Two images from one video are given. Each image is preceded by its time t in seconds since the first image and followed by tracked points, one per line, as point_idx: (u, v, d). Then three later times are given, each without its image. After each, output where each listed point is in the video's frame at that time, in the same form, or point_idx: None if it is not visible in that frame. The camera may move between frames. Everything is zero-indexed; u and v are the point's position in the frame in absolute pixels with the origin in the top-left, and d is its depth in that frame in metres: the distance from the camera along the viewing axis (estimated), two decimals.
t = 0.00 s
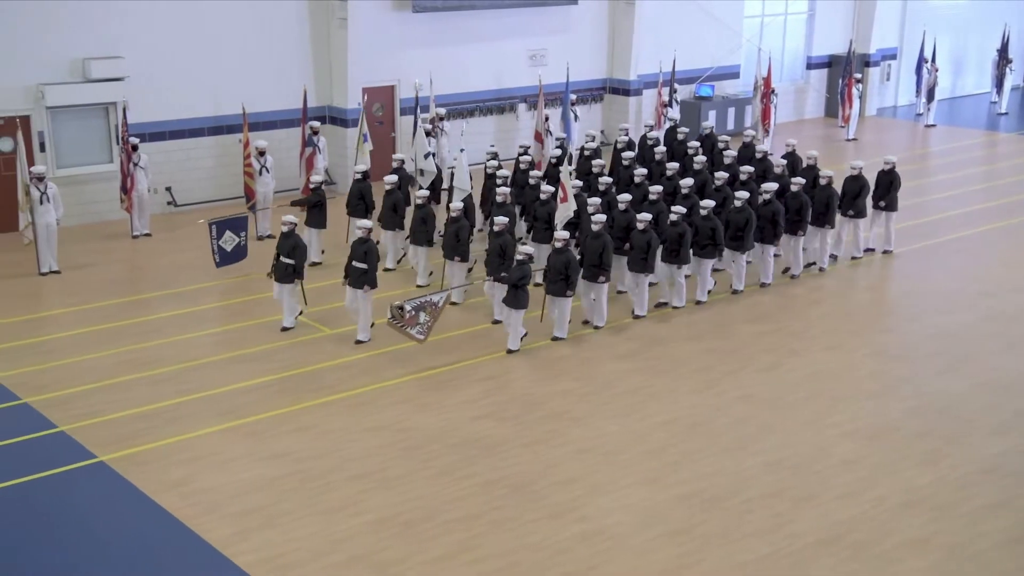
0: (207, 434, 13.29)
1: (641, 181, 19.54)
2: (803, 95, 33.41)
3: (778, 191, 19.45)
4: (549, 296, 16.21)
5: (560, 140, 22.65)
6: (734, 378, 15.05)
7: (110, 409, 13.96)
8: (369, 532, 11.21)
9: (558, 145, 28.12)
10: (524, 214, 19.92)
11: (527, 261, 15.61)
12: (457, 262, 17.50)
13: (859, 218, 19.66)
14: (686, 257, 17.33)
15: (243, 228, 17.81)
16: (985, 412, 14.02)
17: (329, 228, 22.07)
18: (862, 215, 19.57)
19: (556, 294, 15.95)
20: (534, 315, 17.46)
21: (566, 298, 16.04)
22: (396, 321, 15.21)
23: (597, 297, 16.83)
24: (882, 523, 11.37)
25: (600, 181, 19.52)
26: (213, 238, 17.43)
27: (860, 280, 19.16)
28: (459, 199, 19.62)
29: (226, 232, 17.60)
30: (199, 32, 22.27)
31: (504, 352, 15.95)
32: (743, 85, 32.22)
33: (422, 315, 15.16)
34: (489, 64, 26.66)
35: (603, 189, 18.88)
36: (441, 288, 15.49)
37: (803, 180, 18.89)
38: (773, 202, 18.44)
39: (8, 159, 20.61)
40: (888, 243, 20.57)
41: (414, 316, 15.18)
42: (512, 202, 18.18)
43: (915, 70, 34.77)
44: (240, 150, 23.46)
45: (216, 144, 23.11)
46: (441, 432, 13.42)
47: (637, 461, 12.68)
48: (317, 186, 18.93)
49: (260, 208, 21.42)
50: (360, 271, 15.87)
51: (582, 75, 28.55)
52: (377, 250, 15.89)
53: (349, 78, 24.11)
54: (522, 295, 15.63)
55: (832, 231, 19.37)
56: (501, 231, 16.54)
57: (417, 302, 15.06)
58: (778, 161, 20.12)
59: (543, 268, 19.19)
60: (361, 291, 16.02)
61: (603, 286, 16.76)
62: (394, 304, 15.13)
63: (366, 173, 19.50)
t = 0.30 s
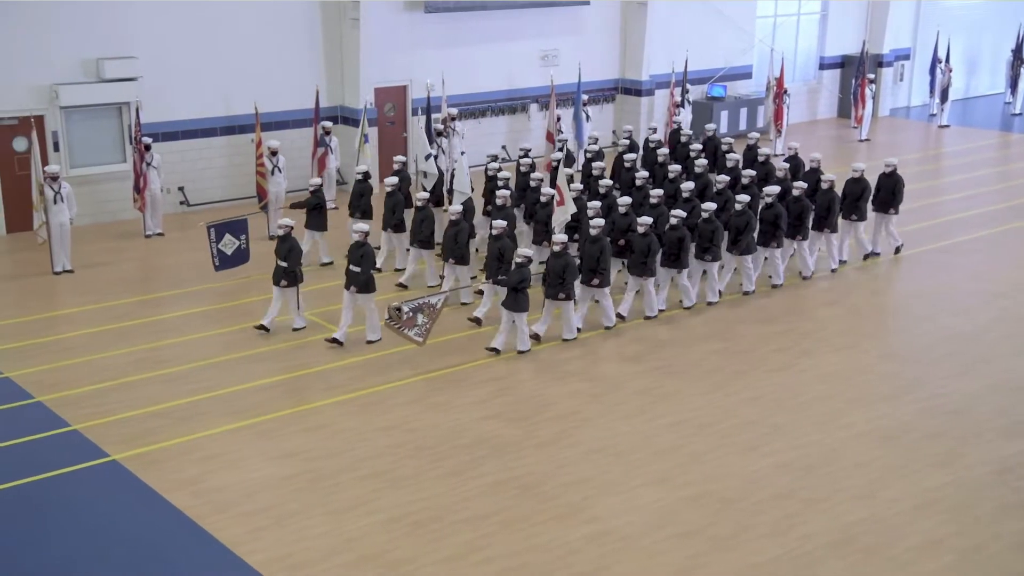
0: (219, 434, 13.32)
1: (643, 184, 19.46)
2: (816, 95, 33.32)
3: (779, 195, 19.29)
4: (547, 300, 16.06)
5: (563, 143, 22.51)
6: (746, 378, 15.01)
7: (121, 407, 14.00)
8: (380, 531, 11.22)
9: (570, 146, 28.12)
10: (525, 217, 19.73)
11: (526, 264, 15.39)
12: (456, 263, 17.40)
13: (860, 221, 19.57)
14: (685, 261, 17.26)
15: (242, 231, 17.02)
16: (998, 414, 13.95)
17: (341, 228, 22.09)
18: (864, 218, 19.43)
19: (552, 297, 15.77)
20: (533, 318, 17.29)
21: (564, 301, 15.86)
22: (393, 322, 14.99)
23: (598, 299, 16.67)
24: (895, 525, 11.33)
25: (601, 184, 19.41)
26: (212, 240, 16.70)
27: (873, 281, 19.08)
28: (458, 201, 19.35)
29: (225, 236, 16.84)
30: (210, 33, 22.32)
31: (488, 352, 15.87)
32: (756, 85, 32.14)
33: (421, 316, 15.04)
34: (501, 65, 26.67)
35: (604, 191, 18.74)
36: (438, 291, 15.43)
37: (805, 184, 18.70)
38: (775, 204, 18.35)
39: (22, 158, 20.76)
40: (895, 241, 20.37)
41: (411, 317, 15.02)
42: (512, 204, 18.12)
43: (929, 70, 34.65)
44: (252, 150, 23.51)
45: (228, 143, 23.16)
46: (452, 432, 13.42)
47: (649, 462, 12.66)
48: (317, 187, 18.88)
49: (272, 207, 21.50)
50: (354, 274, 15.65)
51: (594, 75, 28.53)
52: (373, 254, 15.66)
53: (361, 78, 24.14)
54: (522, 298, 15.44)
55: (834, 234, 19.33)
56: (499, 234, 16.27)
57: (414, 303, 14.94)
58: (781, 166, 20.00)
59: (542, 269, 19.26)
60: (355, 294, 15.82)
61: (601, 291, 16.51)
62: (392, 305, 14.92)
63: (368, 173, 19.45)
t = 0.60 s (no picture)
0: (231, 433, 13.36)
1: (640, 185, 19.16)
2: (828, 96, 33.21)
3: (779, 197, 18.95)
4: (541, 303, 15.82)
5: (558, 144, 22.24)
6: (758, 380, 14.96)
7: (134, 406, 14.04)
8: (391, 531, 11.23)
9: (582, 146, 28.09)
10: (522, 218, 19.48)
11: (521, 267, 15.27)
12: (453, 267, 17.20)
13: (865, 222, 19.27)
14: (686, 262, 16.99)
15: (236, 232, 17.05)
16: (1012, 416, 13.88)
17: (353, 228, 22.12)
18: (869, 220, 19.15)
19: (548, 300, 15.60)
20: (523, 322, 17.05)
21: (558, 305, 15.71)
22: (386, 323, 15.02)
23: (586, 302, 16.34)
24: (908, 526, 11.28)
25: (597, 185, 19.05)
26: (209, 243, 16.62)
27: (886, 282, 19.02)
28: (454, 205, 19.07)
29: (220, 237, 16.80)
30: (222, 35, 22.38)
31: (492, 356, 15.74)
32: (768, 85, 32.05)
33: (412, 318, 15.09)
34: (513, 66, 26.67)
35: (600, 193, 18.48)
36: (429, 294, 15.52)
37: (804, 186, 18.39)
38: (775, 206, 17.93)
39: (36, 159, 20.94)
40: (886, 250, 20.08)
41: (404, 319, 15.07)
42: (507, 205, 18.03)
43: (942, 70, 34.50)
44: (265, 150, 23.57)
45: (240, 143, 23.21)
46: (464, 432, 13.43)
47: (661, 462, 12.65)
48: (311, 189, 18.81)
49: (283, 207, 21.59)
50: (346, 277, 15.53)
51: (605, 75, 28.50)
52: (365, 257, 15.59)
53: (373, 78, 24.18)
54: (516, 301, 15.22)
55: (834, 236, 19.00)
56: (495, 236, 16.00)
57: (407, 304, 15.00)
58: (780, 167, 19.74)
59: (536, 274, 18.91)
60: (348, 297, 15.69)
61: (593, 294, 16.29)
62: (385, 306, 14.96)
63: (366, 176, 19.30)
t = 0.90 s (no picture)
0: (249, 432, 13.40)
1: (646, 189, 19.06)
2: (847, 97, 33.05)
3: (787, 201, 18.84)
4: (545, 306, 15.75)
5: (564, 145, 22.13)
6: (776, 382, 14.89)
7: (153, 405, 14.11)
8: (409, 531, 11.23)
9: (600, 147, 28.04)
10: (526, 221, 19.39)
11: (522, 271, 15.24)
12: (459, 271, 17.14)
13: (874, 227, 19.02)
14: (690, 268, 16.84)
15: (238, 234, 17.23)
16: None
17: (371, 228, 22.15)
18: (877, 226, 18.92)
19: (552, 305, 15.49)
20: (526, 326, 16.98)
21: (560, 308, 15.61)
22: (386, 325, 14.84)
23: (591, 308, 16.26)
24: (927, 530, 11.21)
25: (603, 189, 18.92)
26: (211, 243, 16.88)
27: (904, 284, 18.91)
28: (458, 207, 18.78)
29: (222, 238, 17.03)
30: (241, 36, 22.46)
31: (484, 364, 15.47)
32: (787, 86, 31.93)
33: (413, 320, 14.99)
34: (532, 66, 26.66)
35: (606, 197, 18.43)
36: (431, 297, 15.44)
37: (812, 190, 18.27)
38: (783, 210, 17.82)
39: (57, 158, 21.09)
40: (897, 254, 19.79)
41: (404, 321, 14.93)
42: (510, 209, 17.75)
43: (964, 71, 34.29)
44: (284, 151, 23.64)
45: (259, 144, 23.29)
46: (481, 432, 13.42)
47: (678, 464, 12.61)
48: (315, 191, 18.75)
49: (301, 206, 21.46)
50: (348, 281, 15.41)
51: (624, 76, 28.44)
52: (366, 260, 15.39)
53: (391, 78, 24.21)
54: (517, 306, 15.25)
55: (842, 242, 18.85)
56: (496, 241, 15.89)
57: (407, 307, 14.90)
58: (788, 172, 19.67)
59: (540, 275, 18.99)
60: (350, 302, 15.55)
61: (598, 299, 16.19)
62: (385, 308, 14.79)
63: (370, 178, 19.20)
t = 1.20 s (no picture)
0: (261, 431, 13.43)
1: (648, 191, 18.96)
2: (862, 97, 32.93)
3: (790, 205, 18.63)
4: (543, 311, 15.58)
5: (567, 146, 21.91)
6: (789, 383, 14.84)
7: (166, 404, 14.16)
8: (421, 530, 11.24)
9: (613, 147, 28.00)
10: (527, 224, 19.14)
11: (520, 275, 15.06)
12: (456, 273, 17.10)
13: (875, 230, 18.86)
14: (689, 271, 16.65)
15: (238, 234, 17.22)
16: None
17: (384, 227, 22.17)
18: (878, 228, 18.77)
19: (549, 308, 15.33)
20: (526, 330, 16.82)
21: (559, 313, 15.43)
22: (381, 331, 14.79)
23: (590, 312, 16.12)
24: (940, 533, 11.15)
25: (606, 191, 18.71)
26: (207, 246, 16.77)
27: (920, 285, 18.81)
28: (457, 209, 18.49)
29: (221, 239, 17.00)
30: (255, 37, 22.53)
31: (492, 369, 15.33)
32: (802, 86, 31.83)
33: (409, 325, 14.76)
34: (545, 66, 26.65)
35: (609, 199, 18.25)
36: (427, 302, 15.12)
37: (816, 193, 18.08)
38: (785, 214, 17.69)
39: (73, 158, 21.20)
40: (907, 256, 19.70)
41: (399, 326, 14.77)
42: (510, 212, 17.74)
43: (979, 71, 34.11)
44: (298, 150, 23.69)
45: (273, 143, 23.34)
46: (493, 432, 13.42)
47: (690, 464, 12.58)
48: (314, 192, 18.41)
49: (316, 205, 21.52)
50: (341, 284, 15.33)
51: (638, 76, 28.40)
52: (360, 263, 15.36)
53: (405, 78, 24.23)
54: (514, 311, 14.93)
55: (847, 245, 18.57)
56: (494, 243, 15.79)
57: (402, 312, 14.69)
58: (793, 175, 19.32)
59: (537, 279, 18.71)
60: (344, 306, 15.47)
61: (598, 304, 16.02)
62: (380, 313, 14.73)
63: (371, 180, 18.95)
